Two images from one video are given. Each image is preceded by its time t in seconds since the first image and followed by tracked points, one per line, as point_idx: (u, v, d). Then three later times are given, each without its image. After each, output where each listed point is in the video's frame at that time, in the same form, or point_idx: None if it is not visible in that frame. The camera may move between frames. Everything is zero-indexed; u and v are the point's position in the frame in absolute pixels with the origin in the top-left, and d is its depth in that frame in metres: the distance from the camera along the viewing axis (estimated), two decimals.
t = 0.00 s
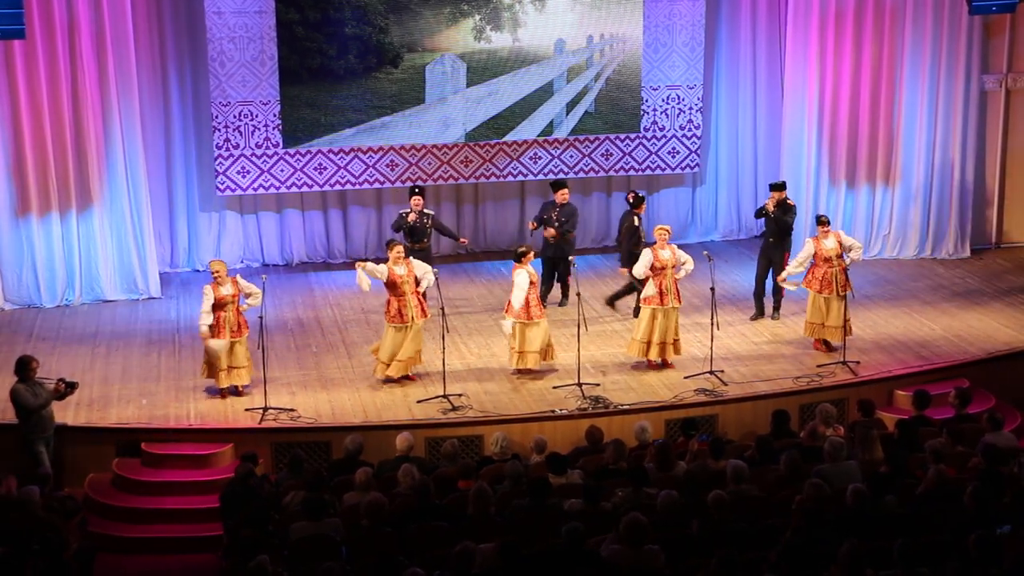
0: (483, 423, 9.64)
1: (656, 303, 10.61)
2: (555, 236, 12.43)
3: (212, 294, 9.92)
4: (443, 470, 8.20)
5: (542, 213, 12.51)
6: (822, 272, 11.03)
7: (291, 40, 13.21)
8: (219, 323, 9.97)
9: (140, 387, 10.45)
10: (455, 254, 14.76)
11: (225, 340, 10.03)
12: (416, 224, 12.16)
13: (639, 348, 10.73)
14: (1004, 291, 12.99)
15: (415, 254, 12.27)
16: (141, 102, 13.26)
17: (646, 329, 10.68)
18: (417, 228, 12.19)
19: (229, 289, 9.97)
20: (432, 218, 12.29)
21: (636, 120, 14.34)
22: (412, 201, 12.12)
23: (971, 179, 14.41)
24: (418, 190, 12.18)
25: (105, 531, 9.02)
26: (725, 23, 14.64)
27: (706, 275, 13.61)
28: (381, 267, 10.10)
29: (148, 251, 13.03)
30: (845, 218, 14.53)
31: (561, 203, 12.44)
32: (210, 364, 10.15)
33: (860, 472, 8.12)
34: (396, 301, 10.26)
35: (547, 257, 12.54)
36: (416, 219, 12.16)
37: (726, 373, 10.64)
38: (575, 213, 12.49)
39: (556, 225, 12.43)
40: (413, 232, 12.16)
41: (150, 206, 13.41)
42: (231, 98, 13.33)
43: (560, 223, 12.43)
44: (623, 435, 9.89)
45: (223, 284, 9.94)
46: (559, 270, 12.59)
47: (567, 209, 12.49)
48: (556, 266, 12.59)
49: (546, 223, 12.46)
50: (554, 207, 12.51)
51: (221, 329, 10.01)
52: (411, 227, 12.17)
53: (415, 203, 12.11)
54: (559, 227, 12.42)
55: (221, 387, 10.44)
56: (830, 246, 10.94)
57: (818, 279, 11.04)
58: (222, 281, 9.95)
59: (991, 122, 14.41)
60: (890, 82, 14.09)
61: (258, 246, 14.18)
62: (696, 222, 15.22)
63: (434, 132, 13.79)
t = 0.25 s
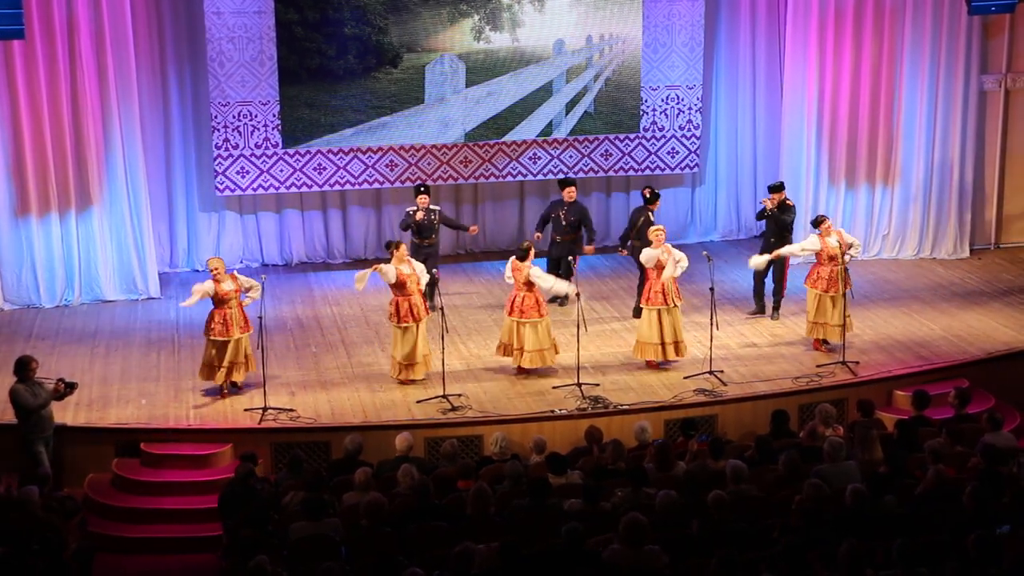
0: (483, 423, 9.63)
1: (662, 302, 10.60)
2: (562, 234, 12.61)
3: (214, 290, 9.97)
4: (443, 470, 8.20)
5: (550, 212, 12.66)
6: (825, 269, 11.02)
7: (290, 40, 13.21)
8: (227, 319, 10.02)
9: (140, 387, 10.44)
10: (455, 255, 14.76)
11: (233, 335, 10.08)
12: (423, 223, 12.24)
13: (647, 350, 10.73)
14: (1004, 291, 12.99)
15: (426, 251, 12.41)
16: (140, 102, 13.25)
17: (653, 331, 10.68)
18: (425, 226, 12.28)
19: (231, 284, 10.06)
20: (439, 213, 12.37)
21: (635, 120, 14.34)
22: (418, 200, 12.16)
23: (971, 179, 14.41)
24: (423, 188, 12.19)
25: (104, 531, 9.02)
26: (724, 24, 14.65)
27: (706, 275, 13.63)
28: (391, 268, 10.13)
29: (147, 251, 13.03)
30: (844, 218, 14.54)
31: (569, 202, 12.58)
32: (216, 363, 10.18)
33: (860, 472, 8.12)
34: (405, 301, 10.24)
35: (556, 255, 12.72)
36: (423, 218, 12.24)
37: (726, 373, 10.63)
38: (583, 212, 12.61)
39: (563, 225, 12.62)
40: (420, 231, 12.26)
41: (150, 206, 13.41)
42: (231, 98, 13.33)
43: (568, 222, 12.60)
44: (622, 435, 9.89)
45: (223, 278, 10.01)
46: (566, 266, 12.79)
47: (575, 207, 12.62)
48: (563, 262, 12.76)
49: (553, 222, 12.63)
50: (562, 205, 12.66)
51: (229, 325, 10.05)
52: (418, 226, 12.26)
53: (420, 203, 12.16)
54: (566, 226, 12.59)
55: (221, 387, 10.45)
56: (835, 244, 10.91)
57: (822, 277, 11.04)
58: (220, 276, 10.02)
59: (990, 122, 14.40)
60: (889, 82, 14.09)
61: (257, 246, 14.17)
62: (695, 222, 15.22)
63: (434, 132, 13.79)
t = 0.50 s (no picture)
0: (482, 423, 9.64)
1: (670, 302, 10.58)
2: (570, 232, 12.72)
3: (220, 296, 9.93)
4: (442, 470, 8.21)
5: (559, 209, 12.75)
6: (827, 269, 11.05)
7: (290, 40, 13.20)
8: (236, 324, 10.03)
9: (139, 387, 10.44)
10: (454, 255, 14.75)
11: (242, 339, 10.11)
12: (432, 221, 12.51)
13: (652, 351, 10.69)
14: (1003, 291, 13.00)
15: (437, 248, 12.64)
16: (139, 102, 13.25)
17: (656, 331, 10.65)
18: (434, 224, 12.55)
19: (235, 288, 10.03)
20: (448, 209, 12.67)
21: (634, 120, 14.34)
22: (429, 196, 12.46)
23: (970, 179, 14.41)
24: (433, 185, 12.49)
25: (104, 532, 9.02)
26: (724, 24, 14.65)
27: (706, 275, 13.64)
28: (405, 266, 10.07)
29: (146, 251, 13.02)
30: (843, 218, 14.54)
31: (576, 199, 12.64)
32: (222, 368, 10.17)
33: (859, 472, 8.12)
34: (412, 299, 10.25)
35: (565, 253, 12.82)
36: (432, 215, 12.50)
37: (725, 373, 10.63)
38: (591, 209, 12.65)
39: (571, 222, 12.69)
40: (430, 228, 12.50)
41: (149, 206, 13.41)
42: (230, 98, 13.33)
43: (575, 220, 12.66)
44: (622, 435, 9.89)
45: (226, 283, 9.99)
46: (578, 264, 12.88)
47: (582, 204, 12.66)
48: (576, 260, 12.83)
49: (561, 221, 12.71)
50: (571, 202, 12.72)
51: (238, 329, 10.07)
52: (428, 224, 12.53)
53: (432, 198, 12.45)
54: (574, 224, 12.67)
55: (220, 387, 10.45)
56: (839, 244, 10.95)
57: (827, 279, 11.04)
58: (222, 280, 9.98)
59: (989, 122, 14.40)
60: (888, 82, 14.09)
61: (256, 246, 14.17)
62: (695, 222, 15.22)
63: (433, 132, 13.79)
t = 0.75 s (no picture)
0: (481, 423, 9.64)
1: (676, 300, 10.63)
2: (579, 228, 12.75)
3: (225, 291, 9.96)
4: (442, 470, 8.21)
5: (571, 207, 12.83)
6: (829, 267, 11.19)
7: (289, 40, 13.20)
8: (242, 318, 10.07)
9: (138, 387, 10.45)
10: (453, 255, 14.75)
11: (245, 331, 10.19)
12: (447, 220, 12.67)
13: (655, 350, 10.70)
14: (1002, 291, 13.00)
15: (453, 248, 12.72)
16: (139, 102, 13.25)
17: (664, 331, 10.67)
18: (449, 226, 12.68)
19: (236, 284, 10.08)
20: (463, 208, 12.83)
21: (634, 120, 14.34)
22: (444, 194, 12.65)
23: (969, 179, 14.41)
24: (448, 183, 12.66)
25: (103, 531, 9.02)
26: (723, 24, 14.65)
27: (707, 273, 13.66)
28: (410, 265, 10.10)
29: (146, 251, 13.02)
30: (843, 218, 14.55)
31: (586, 196, 12.69)
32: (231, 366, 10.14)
33: (859, 472, 8.13)
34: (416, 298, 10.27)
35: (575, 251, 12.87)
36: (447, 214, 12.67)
37: (725, 373, 10.64)
38: (599, 206, 12.69)
39: (579, 221, 12.73)
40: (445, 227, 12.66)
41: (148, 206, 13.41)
42: (229, 98, 13.32)
43: (584, 219, 12.70)
44: (621, 435, 9.89)
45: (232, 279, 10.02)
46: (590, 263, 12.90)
47: (591, 201, 12.70)
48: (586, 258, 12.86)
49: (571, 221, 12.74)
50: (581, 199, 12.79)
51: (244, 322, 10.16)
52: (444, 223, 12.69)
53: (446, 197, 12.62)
54: (583, 223, 12.70)
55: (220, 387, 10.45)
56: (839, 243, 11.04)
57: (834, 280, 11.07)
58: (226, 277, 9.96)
59: (988, 122, 14.41)
60: (888, 82, 14.09)
61: (256, 246, 14.17)
62: (694, 222, 15.23)
63: (433, 132, 13.79)
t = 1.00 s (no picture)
0: (480, 423, 9.64)
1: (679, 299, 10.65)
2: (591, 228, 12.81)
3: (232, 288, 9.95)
4: (441, 471, 8.21)
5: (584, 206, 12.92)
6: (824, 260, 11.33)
7: (287, 40, 13.19)
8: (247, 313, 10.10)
9: (137, 387, 10.44)
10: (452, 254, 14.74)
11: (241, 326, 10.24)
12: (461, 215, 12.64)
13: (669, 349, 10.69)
14: (1001, 291, 13.01)
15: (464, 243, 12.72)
16: (137, 102, 13.25)
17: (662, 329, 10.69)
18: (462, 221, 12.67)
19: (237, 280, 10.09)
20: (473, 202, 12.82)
21: (632, 120, 14.34)
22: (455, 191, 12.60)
23: (968, 178, 14.42)
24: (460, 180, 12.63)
25: (101, 532, 9.02)
26: (722, 24, 14.66)
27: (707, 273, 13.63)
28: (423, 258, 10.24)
29: (145, 251, 13.02)
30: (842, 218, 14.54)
31: (597, 195, 12.80)
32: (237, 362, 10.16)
33: (858, 472, 8.13)
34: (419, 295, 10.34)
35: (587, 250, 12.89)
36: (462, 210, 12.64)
37: (723, 373, 10.64)
38: (609, 205, 12.79)
39: (591, 220, 12.78)
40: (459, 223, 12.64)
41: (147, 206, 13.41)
42: (228, 98, 13.32)
43: (595, 217, 12.76)
44: (620, 435, 9.89)
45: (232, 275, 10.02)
46: (603, 265, 12.88)
47: (601, 200, 12.79)
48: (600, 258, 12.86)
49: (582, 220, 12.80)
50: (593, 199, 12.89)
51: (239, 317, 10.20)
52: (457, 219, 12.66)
53: (458, 192, 12.59)
54: (594, 221, 12.76)
55: (218, 387, 10.45)
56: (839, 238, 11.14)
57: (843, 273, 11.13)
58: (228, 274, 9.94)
59: (987, 123, 14.42)
60: (887, 83, 14.10)
61: (254, 246, 14.16)
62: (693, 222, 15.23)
63: (431, 132, 13.79)
